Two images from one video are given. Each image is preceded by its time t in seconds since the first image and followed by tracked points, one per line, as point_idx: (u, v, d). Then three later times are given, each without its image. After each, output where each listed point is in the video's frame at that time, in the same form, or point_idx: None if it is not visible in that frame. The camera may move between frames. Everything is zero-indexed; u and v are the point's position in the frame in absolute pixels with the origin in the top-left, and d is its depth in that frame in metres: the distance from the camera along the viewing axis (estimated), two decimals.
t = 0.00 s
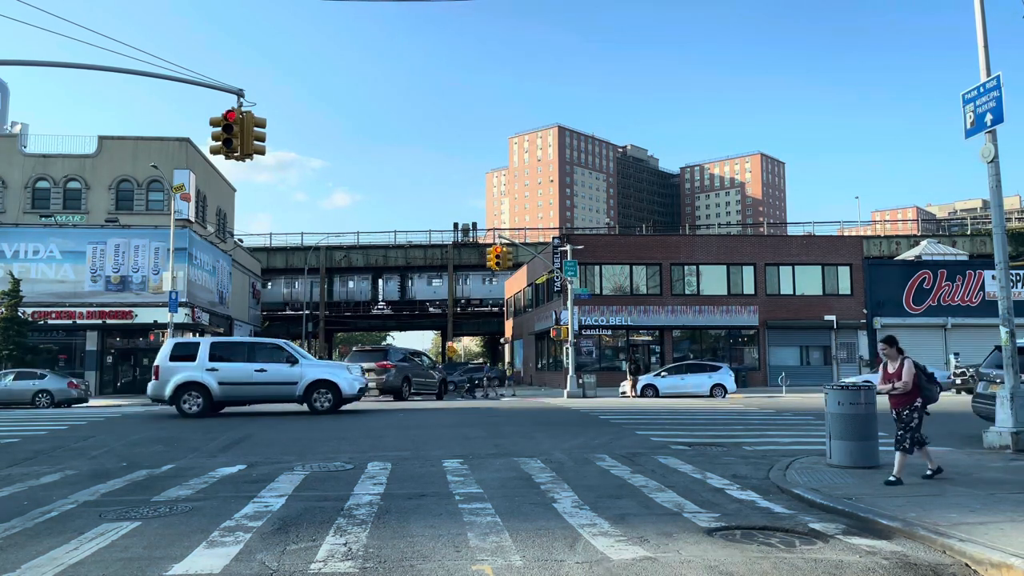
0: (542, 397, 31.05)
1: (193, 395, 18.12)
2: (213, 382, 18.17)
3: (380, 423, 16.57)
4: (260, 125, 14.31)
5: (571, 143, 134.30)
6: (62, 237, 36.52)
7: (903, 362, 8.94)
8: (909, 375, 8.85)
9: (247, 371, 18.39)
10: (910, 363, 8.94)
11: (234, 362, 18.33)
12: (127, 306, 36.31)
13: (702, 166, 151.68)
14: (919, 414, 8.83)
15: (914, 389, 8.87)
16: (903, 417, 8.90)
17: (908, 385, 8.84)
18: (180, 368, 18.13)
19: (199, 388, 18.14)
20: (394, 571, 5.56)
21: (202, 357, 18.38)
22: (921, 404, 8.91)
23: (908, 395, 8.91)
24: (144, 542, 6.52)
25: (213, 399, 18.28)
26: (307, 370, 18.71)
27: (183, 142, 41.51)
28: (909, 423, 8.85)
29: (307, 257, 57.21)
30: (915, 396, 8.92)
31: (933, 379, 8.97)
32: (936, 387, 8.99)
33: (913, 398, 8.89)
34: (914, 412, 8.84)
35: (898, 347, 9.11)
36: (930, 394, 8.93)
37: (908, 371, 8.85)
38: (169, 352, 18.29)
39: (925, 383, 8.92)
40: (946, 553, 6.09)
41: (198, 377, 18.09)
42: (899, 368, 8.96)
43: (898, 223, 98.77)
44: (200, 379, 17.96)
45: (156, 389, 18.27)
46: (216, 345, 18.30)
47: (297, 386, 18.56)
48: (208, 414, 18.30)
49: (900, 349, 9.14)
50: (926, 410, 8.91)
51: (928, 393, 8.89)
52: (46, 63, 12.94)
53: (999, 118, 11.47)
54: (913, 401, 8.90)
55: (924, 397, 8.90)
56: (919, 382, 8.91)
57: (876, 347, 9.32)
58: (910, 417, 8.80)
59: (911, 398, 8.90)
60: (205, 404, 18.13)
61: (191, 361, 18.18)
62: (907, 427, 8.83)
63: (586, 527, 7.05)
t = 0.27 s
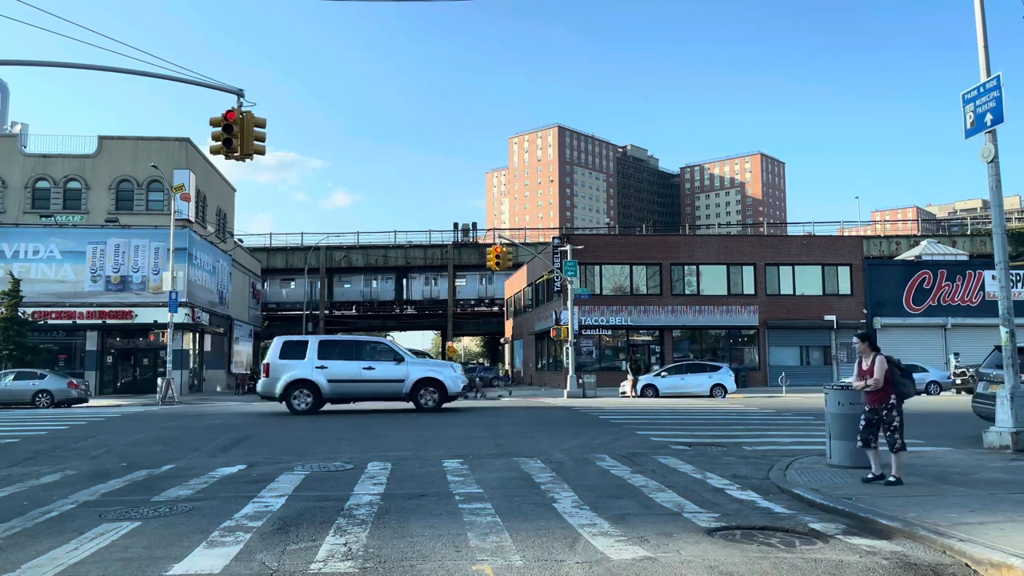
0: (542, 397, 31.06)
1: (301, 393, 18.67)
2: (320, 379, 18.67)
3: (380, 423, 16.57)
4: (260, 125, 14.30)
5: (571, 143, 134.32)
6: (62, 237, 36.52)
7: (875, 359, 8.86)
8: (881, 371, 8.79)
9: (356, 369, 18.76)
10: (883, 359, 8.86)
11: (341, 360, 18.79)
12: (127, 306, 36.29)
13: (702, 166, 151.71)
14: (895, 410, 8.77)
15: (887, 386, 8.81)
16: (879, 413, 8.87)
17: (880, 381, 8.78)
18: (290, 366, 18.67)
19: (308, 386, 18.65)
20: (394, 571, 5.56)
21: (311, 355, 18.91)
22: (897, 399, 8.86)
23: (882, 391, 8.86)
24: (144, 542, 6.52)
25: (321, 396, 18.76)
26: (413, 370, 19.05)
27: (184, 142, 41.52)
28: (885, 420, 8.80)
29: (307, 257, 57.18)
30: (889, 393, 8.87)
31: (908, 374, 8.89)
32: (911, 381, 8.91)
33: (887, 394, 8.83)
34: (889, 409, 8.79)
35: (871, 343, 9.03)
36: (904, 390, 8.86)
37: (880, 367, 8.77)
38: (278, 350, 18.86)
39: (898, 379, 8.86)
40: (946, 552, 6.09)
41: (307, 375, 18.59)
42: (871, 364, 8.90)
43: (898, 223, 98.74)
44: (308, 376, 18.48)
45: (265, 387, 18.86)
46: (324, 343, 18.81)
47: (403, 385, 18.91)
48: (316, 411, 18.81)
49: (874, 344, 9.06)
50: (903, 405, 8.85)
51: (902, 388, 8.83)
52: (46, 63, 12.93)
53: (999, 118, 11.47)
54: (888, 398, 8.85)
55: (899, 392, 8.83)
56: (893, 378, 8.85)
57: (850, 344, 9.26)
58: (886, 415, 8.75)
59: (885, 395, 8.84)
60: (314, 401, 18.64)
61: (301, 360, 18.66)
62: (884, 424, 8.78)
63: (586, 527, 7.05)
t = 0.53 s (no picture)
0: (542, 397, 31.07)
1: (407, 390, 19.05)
2: (427, 378, 19.09)
3: (380, 423, 16.59)
4: (260, 125, 14.31)
5: (571, 143, 134.37)
6: (62, 237, 36.53)
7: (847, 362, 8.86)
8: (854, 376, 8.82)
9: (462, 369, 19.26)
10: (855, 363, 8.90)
11: (445, 359, 19.22)
12: (127, 306, 36.30)
13: (702, 166, 151.72)
14: (864, 415, 8.89)
15: (858, 391, 8.89)
16: (848, 418, 8.91)
17: (853, 385, 8.81)
18: (395, 365, 19.04)
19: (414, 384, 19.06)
20: (394, 571, 5.55)
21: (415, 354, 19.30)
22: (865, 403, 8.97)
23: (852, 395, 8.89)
24: (144, 542, 6.52)
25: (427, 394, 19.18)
26: (515, 369, 19.67)
27: (184, 142, 41.52)
28: (855, 424, 8.88)
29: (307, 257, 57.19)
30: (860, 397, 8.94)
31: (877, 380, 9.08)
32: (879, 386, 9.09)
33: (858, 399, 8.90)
34: (859, 414, 8.88)
35: (842, 347, 9.05)
36: (872, 394, 9.03)
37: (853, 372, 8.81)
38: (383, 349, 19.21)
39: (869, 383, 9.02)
40: (946, 552, 6.09)
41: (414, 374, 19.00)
42: (843, 367, 8.90)
43: (898, 223, 98.76)
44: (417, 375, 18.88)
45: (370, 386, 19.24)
46: (429, 343, 19.22)
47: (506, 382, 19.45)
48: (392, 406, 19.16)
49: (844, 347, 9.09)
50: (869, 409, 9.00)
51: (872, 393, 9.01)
52: (45, 62, 12.93)
53: (999, 118, 11.47)
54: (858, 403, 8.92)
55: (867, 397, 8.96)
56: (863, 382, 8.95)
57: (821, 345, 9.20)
58: (857, 419, 8.82)
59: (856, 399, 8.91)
60: (421, 398, 19.12)
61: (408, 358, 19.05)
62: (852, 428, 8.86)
63: (586, 527, 7.05)
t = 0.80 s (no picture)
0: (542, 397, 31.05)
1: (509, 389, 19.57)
2: (529, 376, 19.61)
3: (380, 423, 16.61)
4: (260, 125, 14.32)
5: (571, 143, 134.39)
6: (62, 237, 36.53)
7: (821, 360, 8.94)
8: (829, 373, 8.88)
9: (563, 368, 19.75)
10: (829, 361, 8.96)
11: (546, 358, 19.75)
12: (127, 306, 36.31)
13: (702, 166, 151.71)
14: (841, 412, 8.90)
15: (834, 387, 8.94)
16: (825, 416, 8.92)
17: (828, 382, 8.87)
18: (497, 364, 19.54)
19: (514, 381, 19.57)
20: (394, 571, 5.55)
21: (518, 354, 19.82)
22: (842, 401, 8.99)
23: (828, 392, 8.94)
24: (144, 542, 6.52)
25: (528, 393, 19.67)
26: (615, 368, 20.08)
27: (184, 142, 41.51)
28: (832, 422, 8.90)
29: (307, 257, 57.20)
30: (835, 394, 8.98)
31: (852, 375, 9.10)
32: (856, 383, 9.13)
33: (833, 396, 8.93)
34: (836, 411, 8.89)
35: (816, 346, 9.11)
36: (848, 390, 9.05)
37: (828, 369, 8.87)
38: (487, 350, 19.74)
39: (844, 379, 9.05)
40: (946, 552, 6.09)
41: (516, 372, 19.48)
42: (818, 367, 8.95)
43: (898, 223, 98.72)
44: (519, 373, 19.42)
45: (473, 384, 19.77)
46: (529, 343, 19.79)
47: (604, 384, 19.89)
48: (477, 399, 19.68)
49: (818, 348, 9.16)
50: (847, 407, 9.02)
51: (847, 389, 9.03)
52: (44, 62, 12.93)
53: (999, 118, 11.48)
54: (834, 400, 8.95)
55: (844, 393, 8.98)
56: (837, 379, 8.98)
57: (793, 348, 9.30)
58: (833, 416, 8.84)
59: (832, 396, 8.94)
60: (523, 397, 19.69)
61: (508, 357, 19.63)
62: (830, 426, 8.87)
63: (586, 527, 7.05)
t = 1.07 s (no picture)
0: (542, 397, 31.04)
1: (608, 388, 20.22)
2: (628, 376, 20.15)
3: (380, 423, 16.62)
4: (260, 125, 14.32)
5: (571, 143, 134.46)
6: (62, 237, 36.54)
7: (797, 361, 8.90)
8: (804, 374, 8.83)
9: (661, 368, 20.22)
10: (806, 361, 8.90)
11: (645, 358, 20.24)
12: (127, 306, 36.32)
13: (702, 166, 151.77)
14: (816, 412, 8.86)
15: (809, 388, 8.88)
16: (801, 416, 8.92)
17: (803, 383, 8.82)
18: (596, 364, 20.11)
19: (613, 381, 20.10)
20: (394, 571, 5.56)
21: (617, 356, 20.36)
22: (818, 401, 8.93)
23: (804, 393, 8.91)
24: (144, 542, 6.52)
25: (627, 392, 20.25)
26: (712, 368, 20.43)
27: (184, 142, 41.51)
28: (806, 422, 8.88)
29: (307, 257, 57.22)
30: (811, 395, 8.93)
31: (829, 377, 8.97)
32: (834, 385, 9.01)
33: (809, 396, 8.90)
34: (811, 412, 8.87)
35: (795, 345, 9.05)
36: (826, 392, 8.95)
37: (803, 370, 8.82)
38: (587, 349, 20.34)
39: (820, 381, 8.94)
40: (946, 553, 6.09)
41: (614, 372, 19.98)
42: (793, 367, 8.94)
43: (898, 223, 98.71)
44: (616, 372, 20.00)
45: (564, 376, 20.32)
46: (628, 343, 20.34)
47: (698, 386, 20.29)
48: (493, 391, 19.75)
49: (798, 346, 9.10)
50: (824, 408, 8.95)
51: (824, 391, 8.93)
52: (44, 62, 12.93)
53: (999, 118, 11.48)
54: (809, 400, 8.91)
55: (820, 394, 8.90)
56: (814, 380, 8.91)
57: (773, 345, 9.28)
58: (807, 418, 8.82)
59: (807, 396, 8.90)
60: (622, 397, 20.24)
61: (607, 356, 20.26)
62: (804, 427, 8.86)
63: (586, 527, 7.06)
